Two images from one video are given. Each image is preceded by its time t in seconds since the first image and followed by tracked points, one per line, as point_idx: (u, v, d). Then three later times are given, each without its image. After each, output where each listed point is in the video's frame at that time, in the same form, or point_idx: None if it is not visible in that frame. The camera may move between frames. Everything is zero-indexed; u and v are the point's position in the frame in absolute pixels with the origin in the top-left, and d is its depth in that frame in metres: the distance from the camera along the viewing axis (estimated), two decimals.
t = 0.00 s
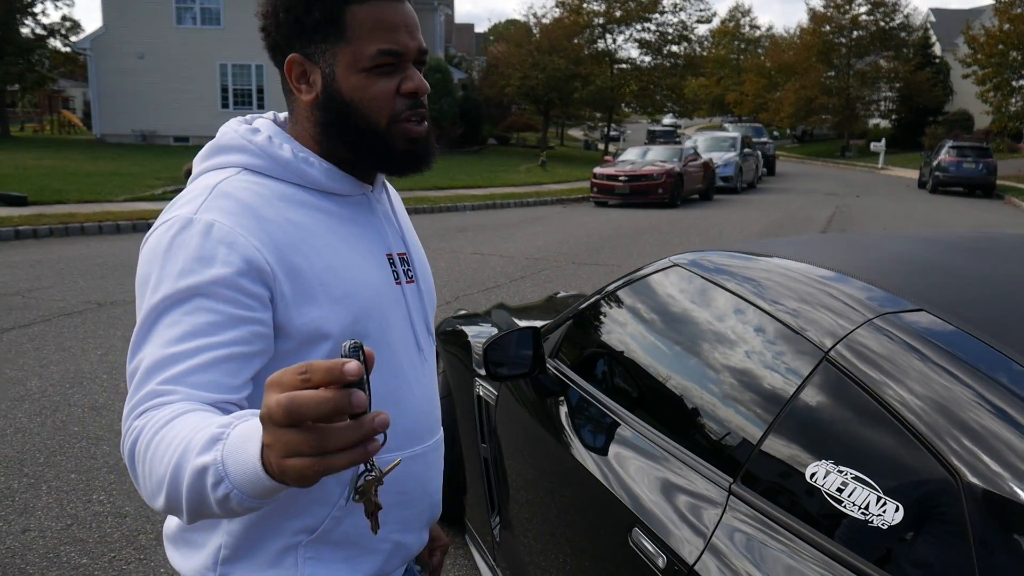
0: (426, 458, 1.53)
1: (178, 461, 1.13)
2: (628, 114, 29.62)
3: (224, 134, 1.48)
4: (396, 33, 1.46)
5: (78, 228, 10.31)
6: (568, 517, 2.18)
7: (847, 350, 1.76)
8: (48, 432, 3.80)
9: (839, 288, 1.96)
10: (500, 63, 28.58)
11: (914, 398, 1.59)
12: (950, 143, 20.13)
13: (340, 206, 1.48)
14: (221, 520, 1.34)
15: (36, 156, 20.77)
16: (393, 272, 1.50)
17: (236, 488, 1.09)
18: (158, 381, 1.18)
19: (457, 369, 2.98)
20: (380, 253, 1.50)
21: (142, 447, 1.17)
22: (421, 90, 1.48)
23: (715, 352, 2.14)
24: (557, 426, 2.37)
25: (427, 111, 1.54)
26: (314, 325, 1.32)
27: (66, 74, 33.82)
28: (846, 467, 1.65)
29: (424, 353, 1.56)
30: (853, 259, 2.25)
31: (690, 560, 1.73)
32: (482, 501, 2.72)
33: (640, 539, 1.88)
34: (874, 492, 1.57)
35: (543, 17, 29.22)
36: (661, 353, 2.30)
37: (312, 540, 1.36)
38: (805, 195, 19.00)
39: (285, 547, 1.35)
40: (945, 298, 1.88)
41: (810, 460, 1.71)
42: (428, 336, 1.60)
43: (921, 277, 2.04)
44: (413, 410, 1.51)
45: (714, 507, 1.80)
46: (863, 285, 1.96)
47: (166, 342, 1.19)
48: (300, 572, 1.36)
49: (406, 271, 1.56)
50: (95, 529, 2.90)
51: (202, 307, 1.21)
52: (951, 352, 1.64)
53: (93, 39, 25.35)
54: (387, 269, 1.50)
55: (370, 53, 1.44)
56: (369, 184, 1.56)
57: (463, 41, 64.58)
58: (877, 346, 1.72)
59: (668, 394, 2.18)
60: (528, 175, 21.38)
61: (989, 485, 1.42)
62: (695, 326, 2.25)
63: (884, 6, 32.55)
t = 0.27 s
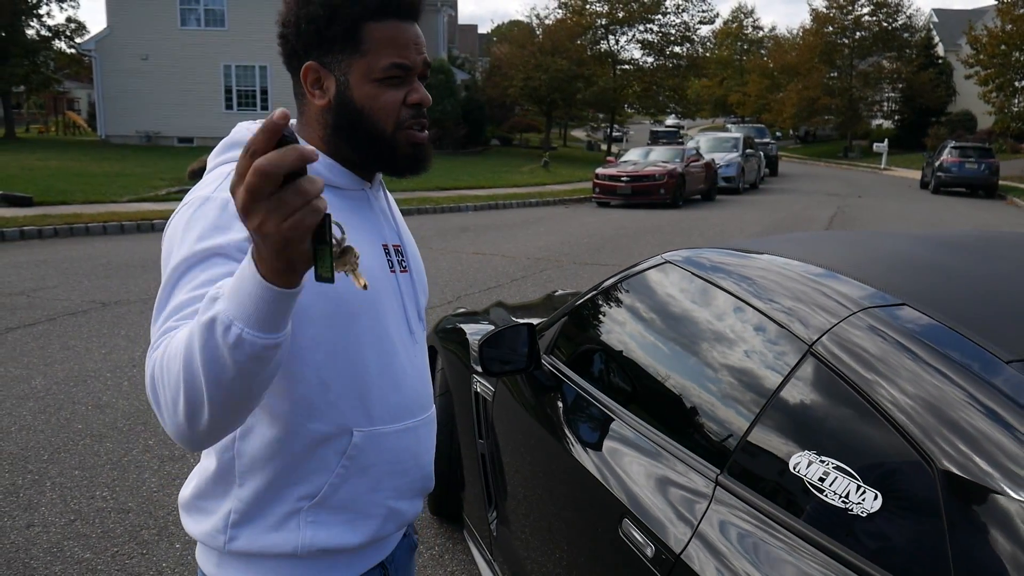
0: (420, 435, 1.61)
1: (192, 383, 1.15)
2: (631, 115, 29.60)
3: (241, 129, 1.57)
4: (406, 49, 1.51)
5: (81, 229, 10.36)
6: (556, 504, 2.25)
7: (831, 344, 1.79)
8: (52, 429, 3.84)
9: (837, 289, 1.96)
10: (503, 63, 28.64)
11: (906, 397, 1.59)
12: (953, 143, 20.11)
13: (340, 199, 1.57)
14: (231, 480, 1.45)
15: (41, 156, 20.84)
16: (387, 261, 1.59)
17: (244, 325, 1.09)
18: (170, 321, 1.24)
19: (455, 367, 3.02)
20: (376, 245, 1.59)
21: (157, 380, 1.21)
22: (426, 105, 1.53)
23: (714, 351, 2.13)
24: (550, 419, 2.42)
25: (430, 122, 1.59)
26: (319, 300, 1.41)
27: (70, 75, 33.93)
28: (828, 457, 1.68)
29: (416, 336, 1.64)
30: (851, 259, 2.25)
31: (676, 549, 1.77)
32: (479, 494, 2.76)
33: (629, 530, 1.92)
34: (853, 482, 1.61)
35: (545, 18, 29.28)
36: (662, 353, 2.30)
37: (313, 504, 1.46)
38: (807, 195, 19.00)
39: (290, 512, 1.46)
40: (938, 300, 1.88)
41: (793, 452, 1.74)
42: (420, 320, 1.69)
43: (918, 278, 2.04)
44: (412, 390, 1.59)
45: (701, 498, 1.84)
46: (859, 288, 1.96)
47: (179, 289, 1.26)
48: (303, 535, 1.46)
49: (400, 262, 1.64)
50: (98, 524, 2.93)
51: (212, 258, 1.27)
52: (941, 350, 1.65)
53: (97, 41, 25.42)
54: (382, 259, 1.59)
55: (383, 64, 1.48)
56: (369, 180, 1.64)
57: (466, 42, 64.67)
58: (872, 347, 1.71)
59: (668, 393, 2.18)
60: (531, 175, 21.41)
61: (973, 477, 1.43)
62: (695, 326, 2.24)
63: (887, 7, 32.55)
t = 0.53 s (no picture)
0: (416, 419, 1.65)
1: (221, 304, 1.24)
2: (634, 116, 29.64)
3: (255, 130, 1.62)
4: (392, 57, 1.60)
5: (87, 228, 10.43)
6: (553, 496, 2.29)
7: (819, 340, 1.79)
8: (57, 426, 3.89)
9: (831, 290, 1.94)
10: (506, 64, 28.71)
11: (897, 398, 1.57)
12: (956, 144, 20.10)
13: (346, 194, 1.62)
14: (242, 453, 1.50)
15: (46, 157, 20.96)
16: (388, 252, 1.64)
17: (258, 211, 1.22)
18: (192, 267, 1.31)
19: (455, 365, 3.05)
20: (378, 235, 1.63)
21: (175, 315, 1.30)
22: (407, 108, 1.61)
23: (713, 351, 2.10)
24: (549, 415, 2.45)
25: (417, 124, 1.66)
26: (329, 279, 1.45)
27: (75, 76, 34.09)
28: (811, 448, 1.69)
29: (414, 323, 1.69)
30: (850, 260, 2.23)
31: (665, 539, 1.80)
32: (478, 489, 2.79)
33: (620, 521, 1.96)
34: (834, 471, 1.62)
35: (548, 19, 29.34)
36: (662, 354, 2.28)
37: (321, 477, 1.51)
38: (810, 196, 19.02)
39: (299, 485, 1.50)
40: (933, 300, 1.86)
41: (778, 442, 1.76)
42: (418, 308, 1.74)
43: (916, 279, 2.00)
44: (413, 373, 1.65)
45: (689, 490, 1.86)
46: (855, 289, 1.94)
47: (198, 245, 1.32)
48: (311, 508, 1.50)
49: (400, 252, 1.68)
50: (102, 519, 2.98)
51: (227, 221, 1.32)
52: (932, 350, 1.63)
53: (102, 42, 25.53)
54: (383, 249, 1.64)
55: (363, 71, 1.58)
56: (370, 179, 1.69)
57: (469, 43, 64.89)
58: (865, 347, 1.69)
59: (665, 394, 2.17)
60: (534, 176, 21.46)
61: (955, 476, 1.41)
62: (694, 326, 2.23)
63: (890, 8, 32.58)
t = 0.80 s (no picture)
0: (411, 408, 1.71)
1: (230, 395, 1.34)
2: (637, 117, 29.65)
3: (267, 126, 1.68)
4: (392, 60, 1.68)
5: (92, 228, 10.49)
6: (552, 489, 2.32)
7: (810, 336, 1.82)
8: (63, 423, 3.93)
9: (830, 290, 1.95)
10: (509, 65, 28.77)
11: (891, 399, 1.58)
12: (959, 145, 20.10)
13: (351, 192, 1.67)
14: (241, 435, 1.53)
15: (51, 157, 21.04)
16: (389, 249, 1.69)
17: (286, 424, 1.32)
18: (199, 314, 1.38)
19: (457, 362, 3.08)
20: (379, 233, 1.70)
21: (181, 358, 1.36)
22: (403, 109, 1.68)
23: (714, 350, 2.10)
24: (549, 411, 2.47)
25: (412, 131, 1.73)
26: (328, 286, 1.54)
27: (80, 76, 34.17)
28: (799, 439, 1.73)
29: (412, 318, 1.76)
30: (849, 259, 2.24)
31: (658, 528, 1.83)
32: (478, 485, 2.82)
33: (615, 512, 1.99)
34: (820, 462, 1.66)
35: (552, 20, 29.38)
36: (662, 353, 2.28)
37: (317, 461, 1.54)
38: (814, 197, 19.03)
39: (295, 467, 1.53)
40: (928, 300, 1.86)
41: (767, 434, 1.79)
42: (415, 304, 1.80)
43: (917, 279, 2.00)
44: (408, 367, 1.71)
45: (682, 481, 1.89)
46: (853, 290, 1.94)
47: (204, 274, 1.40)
48: (305, 489, 1.54)
49: (400, 252, 1.74)
50: (109, 514, 3.02)
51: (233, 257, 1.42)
52: (928, 352, 1.64)
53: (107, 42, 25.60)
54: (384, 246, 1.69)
55: (362, 71, 1.68)
56: (375, 181, 1.76)
57: (473, 43, 65.02)
58: (860, 348, 1.71)
59: (665, 393, 2.16)
60: (537, 176, 21.49)
61: (945, 475, 1.43)
62: (694, 325, 2.23)
63: (894, 8, 32.58)
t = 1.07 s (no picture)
0: (412, 406, 1.73)
1: (253, 425, 1.46)
2: (641, 117, 29.68)
3: (266, 128, 1.70)
4: (388, 56, 1.70)
5: (98, 227, 10.56)
6: (554, 484, 2.35)
7: (806, 333, 1.85)
8: (72, 419, 3.98)
9: (830, 289, 1.97)
10: (514, 66, 28.82)
11: (889, 398, 1.60)
12: (962, 146, 20.11)
13: (353, 192, 1.68)
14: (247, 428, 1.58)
15: (57, 157, 21.14)
16: (390, 249, 1.69)
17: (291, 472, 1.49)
18: (202, 330, 1.45)
19: (461, 361, 3.12)
20: (379, 232, 1.69)
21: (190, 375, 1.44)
22: (402, 104, 1.70)
23: (715, 349, 2.12)
24: (551, 406, 2.52)
25: (412, 126, 1.74)
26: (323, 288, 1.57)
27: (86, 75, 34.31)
28: (792, 431, 1.77)
29: (415, 315, 1.77)
30: (849, 259, 2.26)
31: (656, 517, 1.88)
32: (481, 480, 2.87)
33: (615, 503, 2.03)
34: (812, 452, 1.70)
35: (556, 20, 29.43)
36: (665, 352, 2.30)
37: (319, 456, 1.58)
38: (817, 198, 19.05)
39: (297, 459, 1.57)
40: (927, 301, 1.87)
41: (762, 426, 1.84)
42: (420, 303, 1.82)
43: (918, 280, 2.00)
44: (411, 363, 1.73)
45: (680, 472, 1.94)
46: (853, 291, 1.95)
47: (201, 286, 1.46)
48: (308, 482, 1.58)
49: (401, 249, 1.74)
50: (118, 508, 3.07)
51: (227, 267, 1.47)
52: (925, 351, 1.66)
53: (112, 43, 25.70)
54: (385, 245, 1.69)
55: (359, 69, 1.69)
56: (378, 178, 1.75)
57: (477, 44, 65.11)
58: (858, 347, 1.73)
59: (668, 392, 2.18)
60: (540, 177, 21.54)
61: (940, 470, 1.45)
62: (697, 324, 2.25)
63: (898, 9, 32.60)
